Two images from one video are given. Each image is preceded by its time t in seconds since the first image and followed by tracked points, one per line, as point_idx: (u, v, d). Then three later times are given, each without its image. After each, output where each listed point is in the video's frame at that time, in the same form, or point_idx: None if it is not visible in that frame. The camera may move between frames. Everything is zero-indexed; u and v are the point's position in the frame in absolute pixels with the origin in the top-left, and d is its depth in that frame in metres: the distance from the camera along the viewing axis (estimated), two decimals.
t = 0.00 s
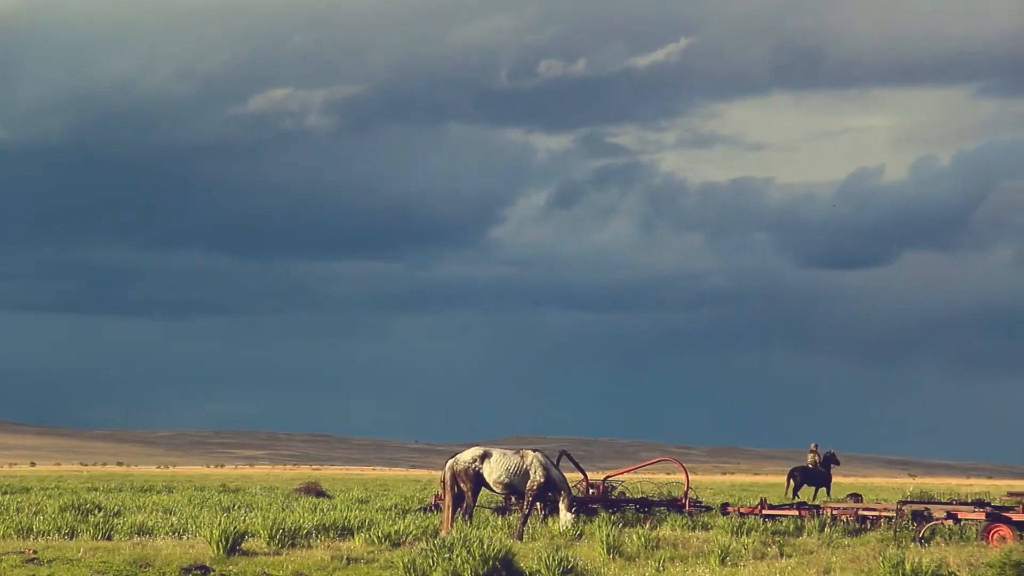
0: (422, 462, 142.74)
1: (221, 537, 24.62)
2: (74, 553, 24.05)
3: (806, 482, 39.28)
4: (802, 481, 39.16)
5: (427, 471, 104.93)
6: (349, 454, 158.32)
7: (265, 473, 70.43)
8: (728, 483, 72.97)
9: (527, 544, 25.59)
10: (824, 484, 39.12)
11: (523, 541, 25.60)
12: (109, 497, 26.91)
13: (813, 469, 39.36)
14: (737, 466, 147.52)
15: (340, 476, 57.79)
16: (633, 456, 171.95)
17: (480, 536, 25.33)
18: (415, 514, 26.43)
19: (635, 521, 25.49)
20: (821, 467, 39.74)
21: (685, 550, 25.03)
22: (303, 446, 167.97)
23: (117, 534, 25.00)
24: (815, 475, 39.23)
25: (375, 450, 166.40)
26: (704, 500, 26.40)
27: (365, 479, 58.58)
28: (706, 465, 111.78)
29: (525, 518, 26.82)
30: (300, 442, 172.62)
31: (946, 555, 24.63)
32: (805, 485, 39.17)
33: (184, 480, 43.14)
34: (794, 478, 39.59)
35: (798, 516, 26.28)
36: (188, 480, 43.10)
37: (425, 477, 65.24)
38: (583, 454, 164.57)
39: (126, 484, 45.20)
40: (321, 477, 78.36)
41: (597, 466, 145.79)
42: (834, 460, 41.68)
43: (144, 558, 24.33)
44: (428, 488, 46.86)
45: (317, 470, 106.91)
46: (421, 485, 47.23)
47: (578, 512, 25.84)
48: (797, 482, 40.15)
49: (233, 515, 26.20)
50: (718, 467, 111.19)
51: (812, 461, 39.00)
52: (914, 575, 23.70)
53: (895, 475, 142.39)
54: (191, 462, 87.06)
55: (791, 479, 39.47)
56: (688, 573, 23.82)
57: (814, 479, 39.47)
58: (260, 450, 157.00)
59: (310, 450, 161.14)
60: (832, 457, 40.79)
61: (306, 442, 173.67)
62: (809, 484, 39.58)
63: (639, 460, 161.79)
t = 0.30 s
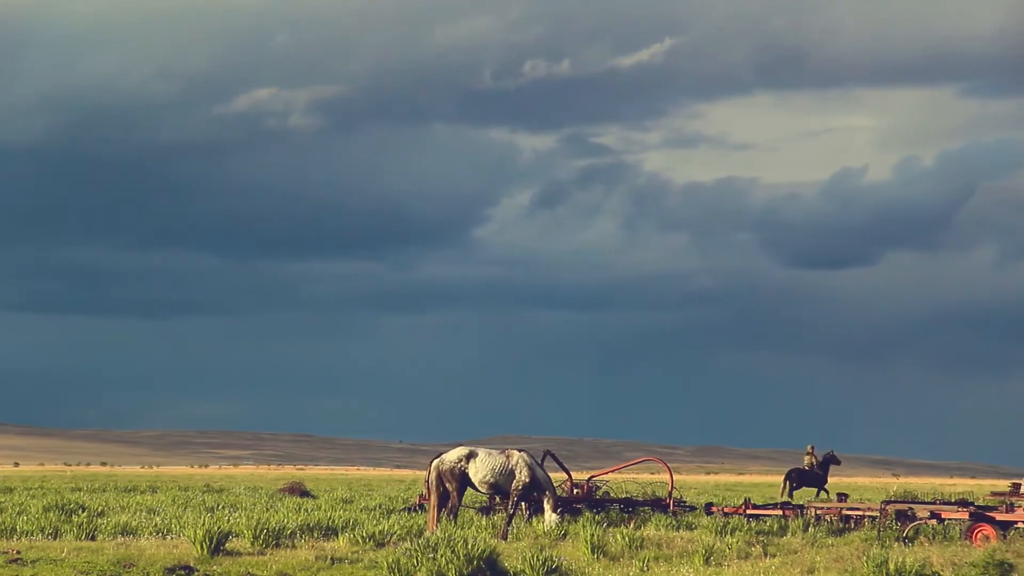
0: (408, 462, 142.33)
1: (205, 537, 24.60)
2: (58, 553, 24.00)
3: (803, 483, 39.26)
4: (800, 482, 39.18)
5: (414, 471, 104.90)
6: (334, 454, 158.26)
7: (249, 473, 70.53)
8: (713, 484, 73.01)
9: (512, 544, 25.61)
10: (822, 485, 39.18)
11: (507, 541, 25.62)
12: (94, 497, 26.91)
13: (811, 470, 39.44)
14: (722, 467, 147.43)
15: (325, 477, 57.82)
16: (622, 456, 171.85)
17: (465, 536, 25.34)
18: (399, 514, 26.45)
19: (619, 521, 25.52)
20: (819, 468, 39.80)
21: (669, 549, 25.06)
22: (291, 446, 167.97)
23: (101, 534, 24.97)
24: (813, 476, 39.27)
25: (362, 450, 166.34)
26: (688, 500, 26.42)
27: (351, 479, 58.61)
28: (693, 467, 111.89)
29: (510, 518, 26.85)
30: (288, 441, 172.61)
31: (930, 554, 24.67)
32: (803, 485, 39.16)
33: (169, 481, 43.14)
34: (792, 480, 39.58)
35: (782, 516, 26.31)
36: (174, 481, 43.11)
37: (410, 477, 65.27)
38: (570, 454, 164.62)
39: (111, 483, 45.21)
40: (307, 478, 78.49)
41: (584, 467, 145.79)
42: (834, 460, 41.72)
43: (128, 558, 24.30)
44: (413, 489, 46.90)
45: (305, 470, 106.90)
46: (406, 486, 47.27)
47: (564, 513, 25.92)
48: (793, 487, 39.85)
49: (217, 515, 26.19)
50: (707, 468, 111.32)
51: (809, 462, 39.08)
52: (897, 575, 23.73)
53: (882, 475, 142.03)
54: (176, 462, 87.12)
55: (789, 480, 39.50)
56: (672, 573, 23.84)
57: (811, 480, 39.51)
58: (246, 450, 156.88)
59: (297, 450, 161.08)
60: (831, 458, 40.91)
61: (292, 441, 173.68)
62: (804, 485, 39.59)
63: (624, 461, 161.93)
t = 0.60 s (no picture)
0: (394, 463, 142.24)
1: (191, 537, 24.57)
2: (43, 553, 23.95)
3: (801, 482, 39.22)
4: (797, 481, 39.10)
5: (403, 471, 104.72)
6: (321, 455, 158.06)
7: (234, 473, 70.49)
8: (698, 483, 73.02)
9: (498, 544, 25.60)
10: (820, 484, 39.05)
11: (493, 541, 25.61)
12: (79, 498, 26.91)
13: (808, 469, 39.36)
14: (709, 467, 147.19)
15: (310, 476, 57.80)
16: (607, 456, 171.50)
17: (451, 536, 25.33)
18: (385, 514, 26.45)
19: (605, 520, 25.53)
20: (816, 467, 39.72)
21: (655, 549, 25.06)
22: (277, 446, 167.81)
23: (87, 534, 24.95)
24: (811, 476, 39.14)
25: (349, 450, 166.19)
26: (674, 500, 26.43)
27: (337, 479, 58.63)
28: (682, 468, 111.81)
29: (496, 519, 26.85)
30: (272, 442, 172.35)
31: (915, 554, 24.69)
32: (801, 484, 39.12)
33: (154, 481, 43.14)
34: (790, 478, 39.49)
35: (768, 515, 26.32)
36: (159, 481, 43.11)
37: (397, 478, 65.16)
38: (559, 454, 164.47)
39: (96, 484, 45.18)
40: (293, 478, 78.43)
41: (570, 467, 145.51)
42: (830, 459, 41.62)
43: (114, 558, 24.28)
44: (399, 488, 46.86)
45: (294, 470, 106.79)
46: (392, 486, 47.21)
47: (550, 512, 25.95)
48: (792, 485, 40.01)
49: (202, 515, 26.17)
50: (697, 468, 111.27)
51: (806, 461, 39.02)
52: (883, 575, 23.74)
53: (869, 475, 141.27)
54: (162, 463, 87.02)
55: (787, 478, 39.41)
56: (658, 573, 23.84)
57: (809, 479, 39.41)
58: (232, 451, 156.70)
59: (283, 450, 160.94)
60: (828, 458, 40.81)
61: (277, 441, 173.57)
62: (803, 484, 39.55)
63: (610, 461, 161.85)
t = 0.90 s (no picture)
0: (377, 463, 142.11)
1: (174, 537, 24.54)
2: (26, 553, 23.90)
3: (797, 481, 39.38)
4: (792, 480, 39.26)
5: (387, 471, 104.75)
6: (305, 455, 157.91)
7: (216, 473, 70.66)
8: (682, 484, 73.04)
9: (482, 544, 25.60)
10: (815, 484, 39.13)
11: (477, 541, 25.61)
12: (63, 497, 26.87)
13: (804, 468, 39.47)
14: (693, 467, 146.97)
15: (294, 477, 57.77)
16: (590, 456, 171.27)
17: (434, 536, 25.33)
18: (368, 514, 26.45)
19: (589, 520, 25.54)
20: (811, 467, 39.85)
21: (639, 549, 25.08)
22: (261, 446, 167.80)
23: (70, 534, 24.91)
24: (807, 475, 39.31)
25: (332, 450, 166.16)
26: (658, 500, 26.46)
27: (321, 479, 58.62)
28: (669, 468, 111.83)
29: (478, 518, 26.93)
30: (254, 442, 172.25)
31: (898, 554, 24.73)
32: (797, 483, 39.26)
33: (138, 481, 43.10)
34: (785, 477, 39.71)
35: (751, 515, 26.36)
36: (142, 481, 43.07)
37: (381, 477, 65.06)
38: (544, 454, 164.51)
39: (79, 484, 45.14)
40: (277, 478, 78.36)
41: (552, 467, 145.36)
42: (824, 458, 41.61)
43: (97, 558, 24.24)
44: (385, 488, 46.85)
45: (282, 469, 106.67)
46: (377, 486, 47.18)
47: (535, 514, 26.04)
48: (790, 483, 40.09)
49: (186, 514, 26.14)
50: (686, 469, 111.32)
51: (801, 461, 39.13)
52: (866, 574, 23.79)
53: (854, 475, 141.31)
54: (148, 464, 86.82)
55: (782, 477, 39.66)
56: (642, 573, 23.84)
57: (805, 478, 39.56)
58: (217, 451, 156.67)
59: (266, 450, 160.91)
60: (821, 455, 40.82)
61: (260, 441, 173.36)
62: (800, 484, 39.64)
63: (593, 461, 161.80)
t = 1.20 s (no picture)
0: (363, 463, 142.00)
1: (160, 537, 24.51)
2: (10, 553, 23.86)
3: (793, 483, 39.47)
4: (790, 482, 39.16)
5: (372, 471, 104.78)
6: (290, 455, 157.77)
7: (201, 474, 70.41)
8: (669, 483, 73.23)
9: (468, 544, 25.59)
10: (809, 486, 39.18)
11: (463, 541, 25.60)
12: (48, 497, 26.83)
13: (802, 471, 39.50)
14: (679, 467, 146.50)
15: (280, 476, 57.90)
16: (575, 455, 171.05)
17: (421, 536, 25.32)
18: (354, 514, 26.45)
19: (575, 520, 25.54)
20: (809, 468, 39.82)
21: (625, 549, 25.09)
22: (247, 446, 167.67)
23: (55, 535, 24.87)
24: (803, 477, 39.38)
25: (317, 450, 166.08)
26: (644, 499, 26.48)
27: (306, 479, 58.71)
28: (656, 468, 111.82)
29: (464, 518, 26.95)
30: (238, 442, 172.00)
31: (884, 553, 24.76)
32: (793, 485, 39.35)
33: (123, 481, 43.16)
34: (782, 477, 39.78)
35: (737, 515, 26.39)
36: (128, 481, 43.13)
37: (366, 478, 65.10)
38: (532, 454, 164.49)
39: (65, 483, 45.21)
40: (262, 479, 78.35)
41: (539, 467, 145.32)
42: (822, 459, 41.36)
43: (82, 558, 24.20)
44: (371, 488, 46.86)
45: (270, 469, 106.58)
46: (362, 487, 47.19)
47: (524, 513, 25.93)
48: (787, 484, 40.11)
49: (171, 515, 26.12)
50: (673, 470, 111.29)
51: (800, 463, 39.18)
52: (851, 574, 23.82)
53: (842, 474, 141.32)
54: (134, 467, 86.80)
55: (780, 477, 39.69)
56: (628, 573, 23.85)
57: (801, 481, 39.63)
58: (202, 450, 156.58)
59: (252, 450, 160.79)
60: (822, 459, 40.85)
61: (247, 442, 173.38)
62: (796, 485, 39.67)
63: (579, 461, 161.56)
